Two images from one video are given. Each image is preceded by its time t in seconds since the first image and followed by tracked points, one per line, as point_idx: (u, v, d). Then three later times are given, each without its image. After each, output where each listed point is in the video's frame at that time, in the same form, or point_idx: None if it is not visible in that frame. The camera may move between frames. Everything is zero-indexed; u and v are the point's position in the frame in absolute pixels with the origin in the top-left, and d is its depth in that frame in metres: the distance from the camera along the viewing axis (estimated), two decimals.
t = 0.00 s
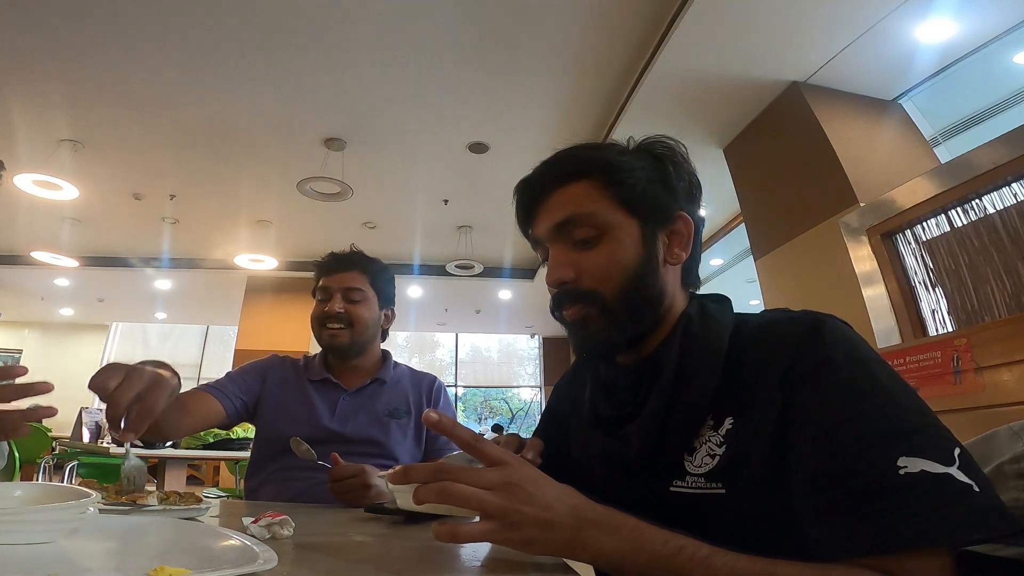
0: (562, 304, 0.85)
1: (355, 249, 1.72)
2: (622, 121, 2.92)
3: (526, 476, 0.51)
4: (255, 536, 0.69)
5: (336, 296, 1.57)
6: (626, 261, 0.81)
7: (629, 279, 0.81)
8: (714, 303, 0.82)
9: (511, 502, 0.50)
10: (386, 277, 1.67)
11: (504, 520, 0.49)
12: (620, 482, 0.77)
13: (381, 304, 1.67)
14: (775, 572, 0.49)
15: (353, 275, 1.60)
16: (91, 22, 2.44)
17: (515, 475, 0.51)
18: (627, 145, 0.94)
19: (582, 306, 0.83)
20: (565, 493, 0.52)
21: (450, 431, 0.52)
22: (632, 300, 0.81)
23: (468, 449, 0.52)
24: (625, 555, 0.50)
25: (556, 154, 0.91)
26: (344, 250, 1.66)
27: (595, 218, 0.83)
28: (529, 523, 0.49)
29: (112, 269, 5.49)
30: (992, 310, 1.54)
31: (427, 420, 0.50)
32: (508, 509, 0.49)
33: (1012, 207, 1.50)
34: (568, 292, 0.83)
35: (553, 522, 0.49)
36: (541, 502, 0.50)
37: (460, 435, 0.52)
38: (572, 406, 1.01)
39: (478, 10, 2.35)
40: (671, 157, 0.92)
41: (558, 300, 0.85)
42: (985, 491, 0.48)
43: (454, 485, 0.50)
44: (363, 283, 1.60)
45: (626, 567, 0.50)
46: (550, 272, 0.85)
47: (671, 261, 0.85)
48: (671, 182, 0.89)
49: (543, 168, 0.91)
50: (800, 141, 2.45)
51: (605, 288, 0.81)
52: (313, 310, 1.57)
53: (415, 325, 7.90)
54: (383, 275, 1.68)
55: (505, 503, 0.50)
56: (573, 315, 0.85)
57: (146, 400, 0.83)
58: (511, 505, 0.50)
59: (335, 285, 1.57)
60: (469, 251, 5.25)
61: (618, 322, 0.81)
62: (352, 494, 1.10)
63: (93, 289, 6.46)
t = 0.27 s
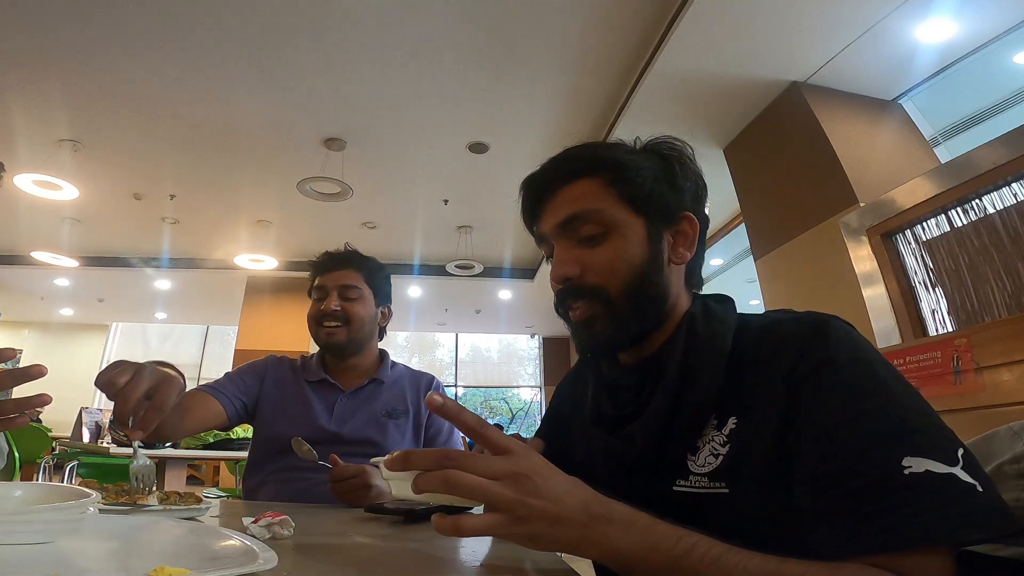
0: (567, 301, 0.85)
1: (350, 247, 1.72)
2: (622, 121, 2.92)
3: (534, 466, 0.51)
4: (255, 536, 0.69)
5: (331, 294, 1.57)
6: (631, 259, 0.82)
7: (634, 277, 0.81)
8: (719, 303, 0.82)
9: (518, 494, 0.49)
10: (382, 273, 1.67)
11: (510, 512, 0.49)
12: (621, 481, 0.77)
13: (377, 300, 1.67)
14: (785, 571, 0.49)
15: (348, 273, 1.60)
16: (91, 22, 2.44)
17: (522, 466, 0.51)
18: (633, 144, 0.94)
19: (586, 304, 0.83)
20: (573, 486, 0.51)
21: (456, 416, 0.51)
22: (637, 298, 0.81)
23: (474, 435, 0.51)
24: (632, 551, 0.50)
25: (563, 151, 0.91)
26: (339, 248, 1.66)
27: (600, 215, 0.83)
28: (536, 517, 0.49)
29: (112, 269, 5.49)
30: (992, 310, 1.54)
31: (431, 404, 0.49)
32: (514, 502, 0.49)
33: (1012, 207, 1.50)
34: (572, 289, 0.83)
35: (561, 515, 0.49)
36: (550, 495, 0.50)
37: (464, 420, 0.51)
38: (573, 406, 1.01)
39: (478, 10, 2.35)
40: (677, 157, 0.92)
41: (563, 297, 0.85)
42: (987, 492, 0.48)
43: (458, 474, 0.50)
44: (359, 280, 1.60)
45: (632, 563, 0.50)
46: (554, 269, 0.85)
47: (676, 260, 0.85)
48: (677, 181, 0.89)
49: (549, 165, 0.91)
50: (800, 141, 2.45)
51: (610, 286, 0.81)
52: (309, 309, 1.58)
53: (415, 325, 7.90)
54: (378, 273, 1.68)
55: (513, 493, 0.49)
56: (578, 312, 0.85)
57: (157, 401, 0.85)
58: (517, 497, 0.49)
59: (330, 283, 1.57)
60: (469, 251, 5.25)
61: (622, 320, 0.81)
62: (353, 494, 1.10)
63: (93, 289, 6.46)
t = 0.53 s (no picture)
0: (565, 301, 0.85)
1: (344, 244, 1.72)
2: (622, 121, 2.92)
3: (534, 467, 0.51)
4: (254, 536, 0.69)
5: (327, 293, 1.57)
6: (629, 259, 0.82)
7: (633, 276, 0.81)
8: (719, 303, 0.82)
9: (516, 494, 0.49)
10: (377, 270, 1.67)
11: (507, 512, 0.48)
12: (622, 481, 0.77)
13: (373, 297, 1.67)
14: (787, 572, 0.49)
15: (343, 271, 1.60)
16: (91, 22, 2.44)
17: (521, 466, 0.50)
18: (632, 143, 0.94)
19: (585, 303, 0.83)
20: (572, 487, 0.51)
21: (457, 414, 0.50)
22: (636, 298, 0.81)
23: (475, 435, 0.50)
24: (632, 555, 0.50)
25: (562, 151, 0.91)
26: (333, 245, 1.66)
27: (599, 214, 0.83)
28: (534, 517, 0.49)
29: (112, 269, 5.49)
30: (992, 310, 1.54)
31: (431, 403, 0.49)
32: (512, 501, 0.49)
33: (1012, 207, 1.50)
34: (571, 289, 0.83)
35: (560, 517, 0.49)
36: (549, 497, 0.49)
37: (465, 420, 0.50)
38: (575, 406, 1.01)
39: (478, 10, 2.35)
40: (676, 156, 0.92)
41: (561, 297, 0.85)
42: (990, 493, 0.48)
43: (459, 472, 0.49)
44: (354, 278, 1.60)
45: (632, 566, 0.50)
46: (553, 268, 0.85)
47: (675, 260, 0.85)
48: (676, 180, 0.89)
49: (548, 165, 0.92)
50: (800, 141, 2.45)
51: (609, 285, 0.81)
52: (304, 309, 1.57)
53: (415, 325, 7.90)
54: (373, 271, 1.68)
55: (510, 493, 0.49)
56: (577, 312, 0.85)
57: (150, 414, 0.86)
58: (516, 497, 0.49)
59: (324, 282, 1.57)
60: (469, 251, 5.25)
61: (621, 320, 0.81)
62: (353, 495, 1.10)
63: (93, 289, 6.46)
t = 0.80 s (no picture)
0: (560, 305, 0.85)
1: (341, 241, 1.71)
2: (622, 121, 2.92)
3: (533, 466, 0.51)
4: (254, 536, 0.69)
5: (324, 293, 1.56)
6: (624, 261, 0.82)
7: (628, 279, 0.81)
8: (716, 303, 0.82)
9: (515, 493, 0.49)
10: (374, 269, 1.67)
11: (506, 511, 0.49)
12: (621, 482, 0.77)
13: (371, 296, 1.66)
14: (788, 572, 0.49)
15: (340, 270, 1.59)
16: (91, 22, 2.44)
17: (521, 465, 0.50)
18: (626, 144, 0.94)
19: (580, 307, 0.83)
20: (571, 487, 0.51)
21: (455, 415, 0.51)
22: (631, 300, 0.81)
23: (473, 435, 0.51)
24: (634, 555, 0.50)
25: (555, 153, 0.91)
26: (329, 243, 1.65)
27: (593, 217, 0.83)
28: (533, 516, 0.49)
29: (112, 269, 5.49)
30: (992, 310, 1.54)
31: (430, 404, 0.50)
32: (510, 500, 0.49)
33: (1012, 206, 1.50)
34: (565, 293, 0.83)
35: (559, 516, 0.49)
36: (548, 495, 0.49)
37: (464, 421, 0.51)
38: (575, 406, 1.01)
39: (478, 10, 2.35)
40: (671, 156, 0.92)
41: (556, 300, 0.85)
42: (991, 493, 0.48)
43: (458, 471, 0.50)
44: (351, 278, 1.60)
45: (634, 567, 0.50)
46: (547, 272, 0.85)
47: (670, 262, 0.85)
48: (670, 181, 0.89)
49: (541, 167, 0.91)
50: (799, 141, 2.45)
51: (603, 289, 0.81)
52: (301, 309, 1.57)
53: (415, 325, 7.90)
54: (370, 269, 1.67)
55: (507, 493, 0.49)
56: (572, 316, 0.85)
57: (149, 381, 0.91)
58: (514, 496, 0.49)
59: (321, 281, 1.57)
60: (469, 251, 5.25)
61: (616, 323, 0.81)
62: (353, 495, 1.10)
63: (93, 289, 6.46)
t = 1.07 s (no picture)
0: (559, 310, 0.85)
1: (339, 240, 1.71)
2: (622, 121, 2.92)
3: (532, 452, 0.50)
4: (254, 536, 0.69)
5: (328, 292, 1.56)
6: (622, 267, 0.82)
7: (626, 285, 0.81)
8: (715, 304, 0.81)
9: (513, 478, 0.49)
10: (375, 268, 1.68)
11: (503, 496, 0.48)
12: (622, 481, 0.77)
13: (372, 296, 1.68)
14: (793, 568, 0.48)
15: (344, 269, 1.60)
16: (91, 22, 2.44)
17: (519, 451, 0.50)
18: (623, 146, 0.94)
19: (578, 314, 0.83)
20: (574, 472, 0.51)
21: (453, 400, 0.50)
22: (629, 306, 0.81)
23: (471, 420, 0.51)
24: (640, 546, 0.49)
25: (552, 157, 0.90)
26: (329, 242, 1.65)
27: (591, 223, 0.83)
28: (531, 501, 0.48)
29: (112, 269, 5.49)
30: (992, 310, 1.54)
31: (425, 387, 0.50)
32: (508, 484, 0.49)
33: (1012, 206, 1.50)
34: (564, 299, 0.83)
35: (559, 504, 0.49)
36: (548, 482, 0.49)
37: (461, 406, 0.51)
38: (574, 406, 1.01)
39: (478, 10, 2.35)
40: (668, 159, 0.92)
41: (554, 306, 0.85)
42: (992, 486, 0.48)
43: (456, 456, 0.49)
44: (355, 277, 1.61)
45: (639, 556, 0.50)
46: (546, 278, 0.85)
47: (668, 266, 0.85)
48: (668, 184, 0.89)
49: (539, 172, 0.91)
50: (800, 141, 2.45)
51: (601, 295, 0.81)
52: (303, 308, 1.56)
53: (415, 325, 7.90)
54: (369, 268, 1.68)
55: (506, 478, 0.49)
56: (571, 322, 0.85)
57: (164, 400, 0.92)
58: (512, 481, 0.49)
59: (324, 280, 1.57)
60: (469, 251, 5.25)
61: (615, 328, 0.81)
62: (353, 495, 1.10)
63: (93, 289, 6.46)
